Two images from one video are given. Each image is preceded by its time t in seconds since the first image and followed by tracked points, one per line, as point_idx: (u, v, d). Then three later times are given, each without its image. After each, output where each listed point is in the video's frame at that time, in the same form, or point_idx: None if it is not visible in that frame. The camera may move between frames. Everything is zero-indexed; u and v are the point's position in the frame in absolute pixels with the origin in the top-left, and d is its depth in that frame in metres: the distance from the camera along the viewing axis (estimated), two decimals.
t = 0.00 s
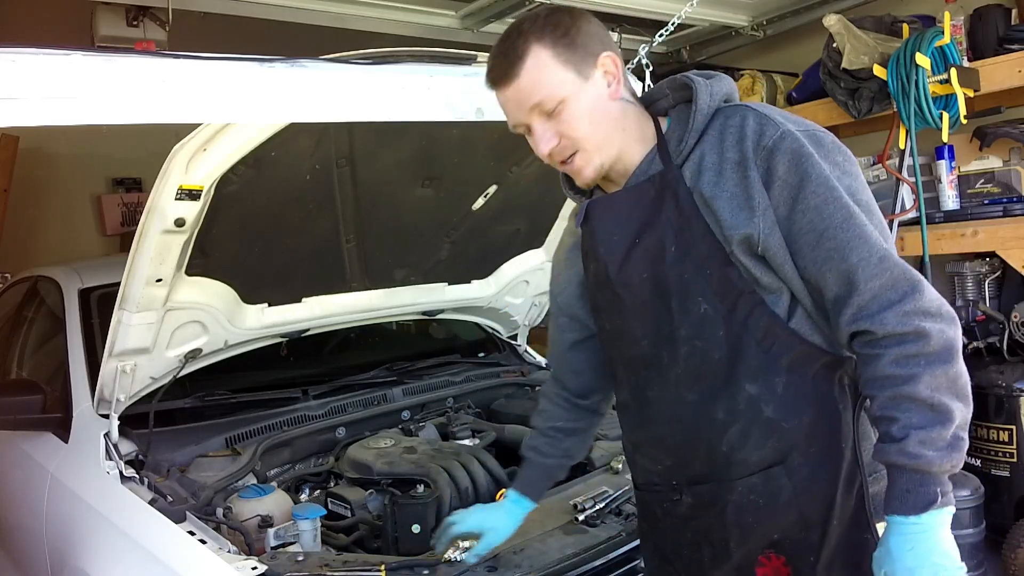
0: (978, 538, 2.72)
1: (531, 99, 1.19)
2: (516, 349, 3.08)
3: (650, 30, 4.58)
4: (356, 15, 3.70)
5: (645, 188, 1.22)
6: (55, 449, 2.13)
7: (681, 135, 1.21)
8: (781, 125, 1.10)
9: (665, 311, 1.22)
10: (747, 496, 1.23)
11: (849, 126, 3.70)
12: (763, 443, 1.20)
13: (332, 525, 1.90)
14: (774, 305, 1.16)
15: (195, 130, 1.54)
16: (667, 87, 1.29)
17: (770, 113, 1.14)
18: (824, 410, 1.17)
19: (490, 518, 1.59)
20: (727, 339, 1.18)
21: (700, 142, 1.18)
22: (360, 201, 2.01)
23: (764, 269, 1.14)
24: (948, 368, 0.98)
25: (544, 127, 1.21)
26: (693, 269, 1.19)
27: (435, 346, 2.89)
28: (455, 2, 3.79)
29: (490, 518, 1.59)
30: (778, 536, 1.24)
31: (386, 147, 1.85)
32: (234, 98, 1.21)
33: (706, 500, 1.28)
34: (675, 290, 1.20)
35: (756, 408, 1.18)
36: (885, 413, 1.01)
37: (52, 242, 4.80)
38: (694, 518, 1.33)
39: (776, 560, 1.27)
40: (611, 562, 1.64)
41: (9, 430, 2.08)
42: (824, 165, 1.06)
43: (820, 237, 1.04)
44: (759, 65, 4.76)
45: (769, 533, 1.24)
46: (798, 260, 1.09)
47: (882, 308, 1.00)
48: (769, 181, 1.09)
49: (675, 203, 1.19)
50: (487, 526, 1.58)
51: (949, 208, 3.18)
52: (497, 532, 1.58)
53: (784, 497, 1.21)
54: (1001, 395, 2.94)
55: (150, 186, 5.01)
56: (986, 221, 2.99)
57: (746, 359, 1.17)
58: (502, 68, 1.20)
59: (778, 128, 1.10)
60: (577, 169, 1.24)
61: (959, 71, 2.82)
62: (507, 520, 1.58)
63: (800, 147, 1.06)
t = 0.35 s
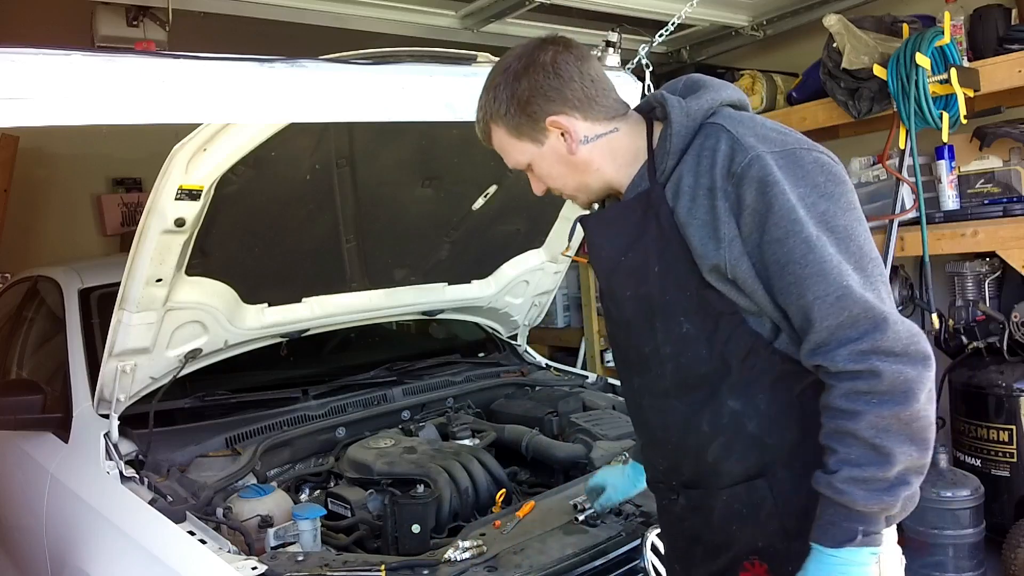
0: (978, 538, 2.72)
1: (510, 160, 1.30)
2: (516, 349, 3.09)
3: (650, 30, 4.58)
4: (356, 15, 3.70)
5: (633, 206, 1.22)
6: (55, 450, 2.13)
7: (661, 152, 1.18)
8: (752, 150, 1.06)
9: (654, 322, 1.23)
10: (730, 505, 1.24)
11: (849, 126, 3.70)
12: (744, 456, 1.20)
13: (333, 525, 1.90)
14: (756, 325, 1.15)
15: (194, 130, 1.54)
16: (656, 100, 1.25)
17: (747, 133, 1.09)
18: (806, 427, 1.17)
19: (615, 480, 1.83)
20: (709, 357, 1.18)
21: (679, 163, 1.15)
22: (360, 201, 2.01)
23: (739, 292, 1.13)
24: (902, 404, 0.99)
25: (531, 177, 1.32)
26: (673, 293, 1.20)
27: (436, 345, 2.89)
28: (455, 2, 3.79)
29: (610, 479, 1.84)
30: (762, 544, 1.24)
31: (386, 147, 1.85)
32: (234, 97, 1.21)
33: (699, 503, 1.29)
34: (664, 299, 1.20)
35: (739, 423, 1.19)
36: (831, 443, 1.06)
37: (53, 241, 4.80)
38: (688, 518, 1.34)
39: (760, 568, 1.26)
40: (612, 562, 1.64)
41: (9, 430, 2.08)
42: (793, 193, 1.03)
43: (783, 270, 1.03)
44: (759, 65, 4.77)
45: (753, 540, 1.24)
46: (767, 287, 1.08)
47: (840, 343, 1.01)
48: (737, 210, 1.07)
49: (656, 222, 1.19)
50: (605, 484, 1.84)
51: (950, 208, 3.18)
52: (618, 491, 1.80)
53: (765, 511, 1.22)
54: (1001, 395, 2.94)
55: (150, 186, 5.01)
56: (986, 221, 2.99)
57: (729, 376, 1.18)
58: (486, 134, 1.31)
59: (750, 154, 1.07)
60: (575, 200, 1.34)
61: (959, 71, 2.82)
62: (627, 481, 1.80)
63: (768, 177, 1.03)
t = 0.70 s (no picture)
0: (978, 538, 2.72)
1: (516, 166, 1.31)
2: (516, 349, 3.09)
3: (650, 29, 4.58)
4: (357, 15, 3.70)
5: (637, 208, 1.22)
6: (55, 450, 2.13)
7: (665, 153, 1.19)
8: (749, 148, 1.07)
9: (660, 321, 1.23)
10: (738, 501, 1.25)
11: (849, 126, 3.70)
12: (752, 453, 1.21)
13: (333, 525, 1.90)
14: (762, 322, 1.16)
15: (194, 130, 1.54)
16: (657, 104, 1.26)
17: (746, 132, 1.10)
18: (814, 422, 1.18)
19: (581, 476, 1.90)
20: (715, 355, 1.19)
21: (683, 161, 1.17)
22: (360, 201, 2.01)
23: (742, 289, 1.13)
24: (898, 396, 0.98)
25: (536, 182, 1.33)
26: (677, 292, 1.20)
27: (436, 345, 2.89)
28: (455, 2, 3.79)
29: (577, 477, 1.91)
30: (769, 540, 1.25)
31: (386, 148, 1.85)
32: (234, 97, 1.21)
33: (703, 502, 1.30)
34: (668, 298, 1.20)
35: (745, 421, 1.20)
36: (824, 432, 1.05)
37: (53, 241, 4.80)
38: (694, 516, 1.35)
39: (767, 563, 1.27)
40: (611, 562, 1.64)
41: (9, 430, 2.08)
42: (790, 189, 1.04)
43: (781, 265, 1.03)
44: (759, 65, 4.76)
45: (760, 537, 1.25)
46: (769, 283, 1.08)
47: (838, 336, 1.00)
48: (737, 206, 1.08)
49: (661, 223, 1.19)
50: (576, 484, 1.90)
51: (949, 208, 3.18)
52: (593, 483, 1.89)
53: (772, 507, 1.23)
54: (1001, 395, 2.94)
55: (151, 186, 5.01)
56: (986, 221, 2.99)
57: (736, 372, 1.18)
58: (491, 140, 1.32)
59: (748, 151, 1.08)
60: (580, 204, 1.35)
61: (959, 71, 2.82)
62: (595, 470, 1.89)
63: (764, 173, 1.04)
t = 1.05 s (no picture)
0: (978, 539, 2.72)
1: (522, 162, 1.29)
2: (516, 349, 3.09)
3: (650, 30, 4.58)
4: (356, 15, 3.70)
5: (648, 204, 1.22)
6: (55, 450, 2.13)
7: (676, 149, 1.19)
8: (767, 145, 1.08)
9: (664, 322, 1.23)
10: (742, 499, 1.25)
11: (849, 126, 3.70)
12: (757, 451, 1.21)
13: (333, 525, 1.90)
14: (770, 320, 1.15)
15: (194, 130, 1.54)
16: (671, 102, 1.26)
17: (761, 129, 1.11)
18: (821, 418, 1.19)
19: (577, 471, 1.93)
20: (722, 353, 1.19)
21: (695, 159, 1.16)
22: (360, 201, 2.01)
23: (754, 286, 1.13)
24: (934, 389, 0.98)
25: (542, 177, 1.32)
26: (688, 288, 1.19)
27: (436, 345, 2.89)
28: (455, 2, 3.79)
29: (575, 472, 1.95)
30: (773, 540, 1.25)
31: (386, 147, 1.85)
32: (234, 97, 1.21)
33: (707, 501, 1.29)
34: (675, 296, 1.21)
35: (752, 418, 1.20)
36: (869, 433, 1.05)
37: (53, 241, 4.80)
38: (696, 515, 1.35)
39: (770, 562, 1.28)
40: (611, 562, 1.64)
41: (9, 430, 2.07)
42: (811, 185, 1.04)
43: (804, 261, 1.03)
44: (759, 65, 4.77)
45: (764, 536, 1.25)
46: (786, 281, 1.08)
47: (866, 331, 1.00)
48: (756, 203, 1.08)
49: (672, 219, 1.19)
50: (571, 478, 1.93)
51: (950, 208, 3.18)
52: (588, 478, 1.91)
53: (777, 504, 1.23)
54: (1001, 395, 2.94)
55: (151, 186, 5.01)
56: (986, 221, 2.99)
57: (745, 370, 1.18)
58: (498, 134, 1.31)
59: (766, 148, 1.08)
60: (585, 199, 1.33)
61: (959, 71, 2.82)
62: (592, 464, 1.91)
63: (785, 169, 1.04)
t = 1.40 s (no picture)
0: (978, 539, 2.72)
1: (563, 99, 1.19)
2: (516, 349, 3.07)
3: (650, 30, 4.58)
4: (356, 15, 3.69)
5: (663, 193, 1.24)
6: (55, 450, 2.13)
7: (699, 140, 1.21)
8: (791, 143, 1.09)
9: (670, 315, 1.24)
10: (741, 497, 1.24)
11: (849, 126, 3.70)
12: (758, 449, 1.21)
13: (333, 525, 1.90)
14: (778, 317, 1.16)
15: (194, 131, 1.54)
16: (694, 92, 1.29)
17: (787, 128, 1.12)
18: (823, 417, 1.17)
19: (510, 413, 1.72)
20: (728, 347, 1.19)
21: (717, 152, 1.18)
22: (360, 201, 2.01)
23: (765, 281, 1.14)
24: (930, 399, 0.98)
25: (575, 126, 1.21)
26: (698, 280, 1.20)
27: (435, 345, 2.89)
28: (455, 2, 3.79)
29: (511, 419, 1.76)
30: (769, 540, 1.25)
31: (387, 147, 1.85)
32: (234, 98, 1.21)
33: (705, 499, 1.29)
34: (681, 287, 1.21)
35: (754, 416, 1.20)
36: (863, 435, 1.04)
37: (53, 241, 4.80)
38: (691, 514, 1.34)
39: (766, 563, 1.28)
40: (612, 561, 1.64)
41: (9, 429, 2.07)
42: (831, 186, 1.05)
43: (817, 261, 1.04)
44: (759, 65, 4.76)
45: (760, 537, 1.25)
46: (796, 279, 1.09)
47: (870, 335, 1.00)
48: (775, 199, 1.09)
49: (688, 211, 1.20)
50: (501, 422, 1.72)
51: (950, 208, 3.18)
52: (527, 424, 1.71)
53: (775, 504, 1.22)
54: (1001, 395, 2.94)
55: (151, 186, 5.01)
56: (986, 221, 2.99)
57: (750, 367, 1.18)
58: (535, 68, 1.21)
59: (789, 146, 1.09)
60: (609, 164, 1.25)
61: (959, 71, 2.82)
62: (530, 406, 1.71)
63: (807, 169, 1.05)
